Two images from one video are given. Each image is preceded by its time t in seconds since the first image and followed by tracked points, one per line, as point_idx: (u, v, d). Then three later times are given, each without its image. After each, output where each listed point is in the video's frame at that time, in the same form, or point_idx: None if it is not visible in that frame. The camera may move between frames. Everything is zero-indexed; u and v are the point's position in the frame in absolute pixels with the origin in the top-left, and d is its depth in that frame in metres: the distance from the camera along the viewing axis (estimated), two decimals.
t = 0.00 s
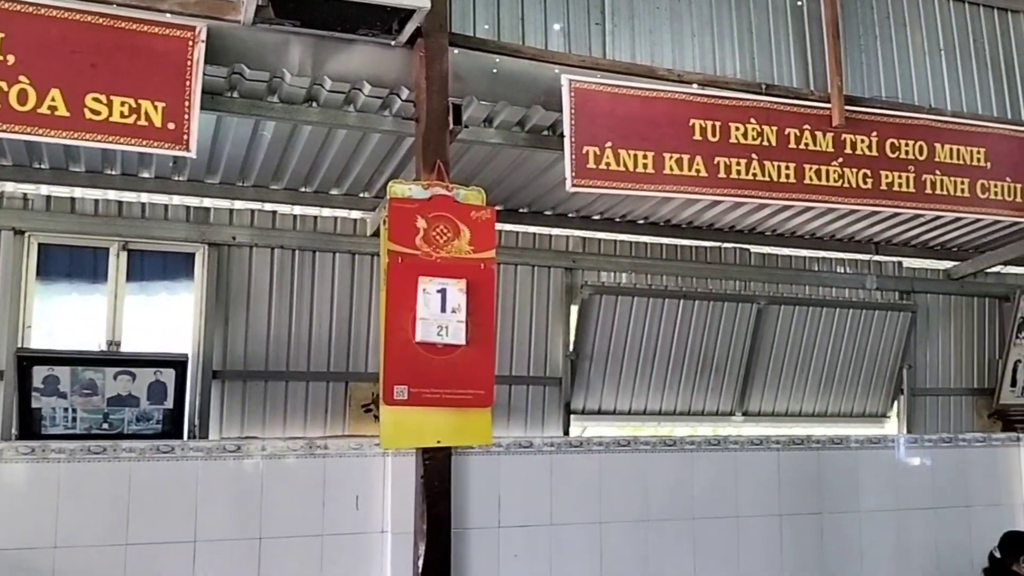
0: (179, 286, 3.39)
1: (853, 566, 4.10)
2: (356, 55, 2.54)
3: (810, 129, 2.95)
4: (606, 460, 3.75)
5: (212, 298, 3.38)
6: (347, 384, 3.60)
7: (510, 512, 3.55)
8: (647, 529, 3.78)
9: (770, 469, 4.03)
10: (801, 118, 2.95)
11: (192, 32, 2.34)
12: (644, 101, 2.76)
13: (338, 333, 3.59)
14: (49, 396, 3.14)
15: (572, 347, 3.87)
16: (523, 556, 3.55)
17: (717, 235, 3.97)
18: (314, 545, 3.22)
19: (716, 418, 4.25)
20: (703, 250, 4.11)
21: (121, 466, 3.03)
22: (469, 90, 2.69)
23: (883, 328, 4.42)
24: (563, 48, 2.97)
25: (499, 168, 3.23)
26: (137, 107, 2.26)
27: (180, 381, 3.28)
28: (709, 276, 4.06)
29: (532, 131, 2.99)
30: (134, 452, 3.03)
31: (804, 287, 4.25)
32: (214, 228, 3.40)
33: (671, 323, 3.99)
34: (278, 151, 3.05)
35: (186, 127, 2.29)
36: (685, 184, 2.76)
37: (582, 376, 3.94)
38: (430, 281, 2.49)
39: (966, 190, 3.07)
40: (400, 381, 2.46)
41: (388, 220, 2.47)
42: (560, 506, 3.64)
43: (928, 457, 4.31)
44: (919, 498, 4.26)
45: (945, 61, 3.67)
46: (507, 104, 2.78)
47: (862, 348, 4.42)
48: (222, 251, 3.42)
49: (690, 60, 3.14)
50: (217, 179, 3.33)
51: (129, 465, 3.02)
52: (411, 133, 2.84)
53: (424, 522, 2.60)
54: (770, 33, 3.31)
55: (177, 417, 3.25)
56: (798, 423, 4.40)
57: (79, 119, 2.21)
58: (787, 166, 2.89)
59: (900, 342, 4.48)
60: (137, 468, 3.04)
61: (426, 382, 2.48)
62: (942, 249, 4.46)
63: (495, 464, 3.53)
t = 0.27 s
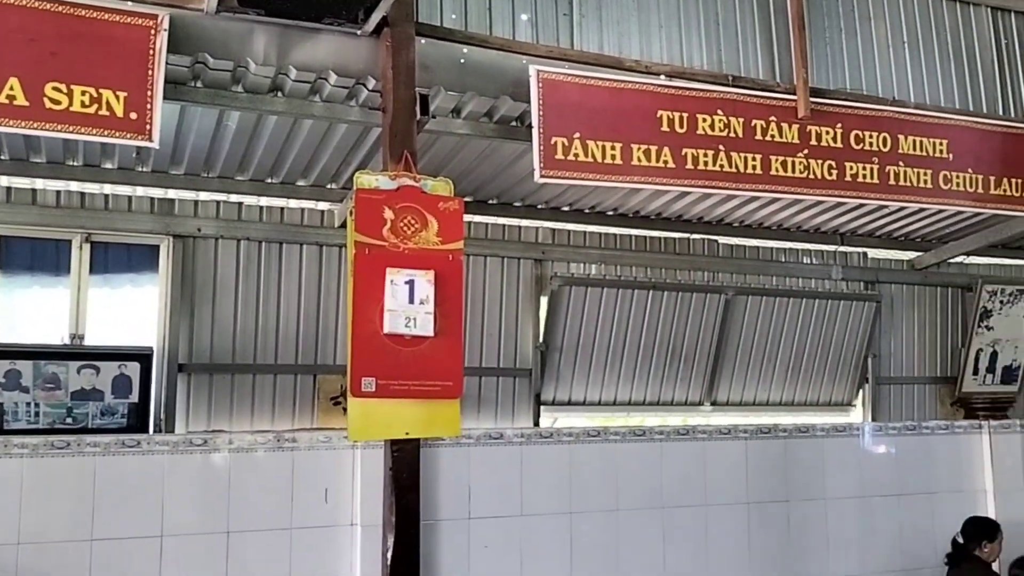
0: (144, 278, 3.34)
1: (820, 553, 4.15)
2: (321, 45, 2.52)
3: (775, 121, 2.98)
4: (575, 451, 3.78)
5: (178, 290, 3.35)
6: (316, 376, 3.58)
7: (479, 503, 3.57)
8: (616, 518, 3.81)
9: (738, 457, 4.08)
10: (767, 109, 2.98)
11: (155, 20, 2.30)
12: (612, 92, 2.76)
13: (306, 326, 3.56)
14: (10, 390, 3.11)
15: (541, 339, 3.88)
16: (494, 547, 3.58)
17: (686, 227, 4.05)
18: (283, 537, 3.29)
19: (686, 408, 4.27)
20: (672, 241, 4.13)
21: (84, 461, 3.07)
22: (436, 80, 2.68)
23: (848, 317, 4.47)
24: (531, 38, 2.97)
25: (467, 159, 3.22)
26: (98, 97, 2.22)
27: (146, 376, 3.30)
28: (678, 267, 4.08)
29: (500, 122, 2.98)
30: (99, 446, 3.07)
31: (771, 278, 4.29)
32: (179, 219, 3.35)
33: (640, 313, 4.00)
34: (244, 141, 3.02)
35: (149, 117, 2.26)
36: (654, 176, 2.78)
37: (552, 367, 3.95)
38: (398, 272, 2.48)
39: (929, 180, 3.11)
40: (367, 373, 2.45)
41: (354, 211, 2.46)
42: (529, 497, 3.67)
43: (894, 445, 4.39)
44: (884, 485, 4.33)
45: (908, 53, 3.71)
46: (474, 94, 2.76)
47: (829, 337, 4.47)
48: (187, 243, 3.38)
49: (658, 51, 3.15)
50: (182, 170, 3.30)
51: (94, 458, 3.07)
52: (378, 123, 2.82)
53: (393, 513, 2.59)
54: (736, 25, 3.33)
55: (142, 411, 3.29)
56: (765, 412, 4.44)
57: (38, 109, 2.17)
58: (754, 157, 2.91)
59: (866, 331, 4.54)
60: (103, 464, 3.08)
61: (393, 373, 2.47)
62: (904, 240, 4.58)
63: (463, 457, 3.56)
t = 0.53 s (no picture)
0: (126, 265, 3.32)
1: (805, 537, 4.18)
2: (304, 29, 2.50)
3: (760, 106, 2.98)
4: (561, 436, 3.80)
5: (162, 278, 3.32)
6: (301, 363, 3.57)
7: (466, 489, 3.58)
8: (603, 503, 3.82)
9: (724, 442, 4.10)
10: (752, 94, 2.98)
11: (134, 4, 2.27)
12: (597, 76, 2.75)
13: (291, 313, 3.55)
14: None
15: (527, 325, 3.88)
16: (481, 533, 3.59)
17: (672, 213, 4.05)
18: (270, 524, 3.29)
19: (671, 393, 4.28)
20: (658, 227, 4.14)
21: (68, 450, 3.05)
22: (420, 65, 2.66)
23: (833, 302, 4.49)
24: (515, 23, 2.96)
25: (452, 145, 3.21)
26: (77, 81, 2.19)
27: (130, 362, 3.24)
28: (663, 253, 4.08)
29: (484, 107, 2.97)
30: (83, 435, 3.05)
31: (756, 263, 4.31)
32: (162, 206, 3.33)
33: (626, 300, 4.01)
34: (227, 127, 2.99)
35: (129, 102, 2.23)
36: (639, 160, 2.77)
37: (538, 353, 3.95)
38: (382, 258, 2.47)
39: (912, 165, 3.12)
40: (353, 358, 2.44)
41: (338, 196, 2.44)
42: (516, 483, 3.68)
43: (878, 429, 4.43)
44: (868, 469, 4.36)
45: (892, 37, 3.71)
46: (458, 80, 2.75)
47: (814, 323, 4.49)
48: (170, 230, 3.35)
49: (643, 35, 3.14)
50: (163, 156, 3.27)
51: (79, 448, 3.05)
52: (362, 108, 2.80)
53: (379, 499, 2.58)
54: (722, 9, 3.33)
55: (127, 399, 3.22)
56: (750, 397, 4.46)
57: (17, 94, 2.14)
58: (739, 142, 2.91)
59: (850, 316, 4.56)
60: (87, 453, 3.06)
61: (379, 359, 2.47)
62: (888, 225, 4.61)
63: (450, 444, 3.57)
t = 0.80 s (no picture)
0: (131, 252, 3.32)
1: (811, 521, 4.18)
2: (306, 13, 2.49)
3: (766, 88, 2.96)
4: (566, 421, 3.80)
5: (166, 264, 3.32)
6: (307, 349, 3.57)
7: (471, 474, 3.59)
8: (608, 488, 3.83)
9: (729, 427, 4.10)
10: (758, 76, 2.95)
11: None
12: (601, 59, 2.73)
13: (296, 299, 3.55)
14: None
15: (532, 310, 3.88)
16: (486, 518, 3.60)
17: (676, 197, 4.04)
18: (276, 509, 3.31)
19: (677, 378, 4.28)
20: (663, 211, 4.12)
21: (75, 436, 3.07)
22: (423, 48, 2.65)
23: (839, 286, 4.48)
24: (519, 5, 2.94)
25: (456, 129, 3.19)
26: (80, 66, 2.19)
27: (135, 349, 3.27)
28: (669, 237, 4.07)
29: (489, 90, 2.95)
30: (90, 420, 3.07)
31: (762, 248, 4.29)
32: (167, 192, 3.33)
33: (631, 285, 4.00)
34: (231, 112, 2.98)
35: (133, 86, 2.23)
36: (643, 144, 2.76)
37: (543, 338, 3.94)
38: (386, 243, 2.46)
39: (919, 147, 3.10)
40: (358, 343, 2.44)
41: (342, 180, 2.43)
42: (522, 468, 3.68)
43: (883, 414, 4.42)
44: (874, 453, 4.36)
45: (900, 18, 3.68)
46: (462, 63, 2.74)
47: (819, 307, 4.48)
48: (175, 216, 3.35)
49: (648, 17, 3.12)
50: (167, 142, 3.25)
51: (85, 434, 3.06)
52: (365, 92, 2.79)
53: (385, 484, 2.58)
54: None
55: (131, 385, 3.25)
56: (757, 381, 4.45)
57: (20, 79, 2.14)
58: (744, 125, 2.90)
59: (856, 300, 4.55)
60: (93, 439, 3.07)
61: (384, 344, 2.46)
62: (896, 209, 4.58)
63: (455, 429, 3.58)
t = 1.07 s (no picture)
0: (149, 241, 3.34)
1: (830, 508, 4.16)
2: None
3: (784, 70, 2.92)
4: (583, 408, 3.80)
5: (185, 253, 3.34)
6: (324, 337, 3.59)
7: (488, 461, 3.60)
8: (626, 475, 3.83)
9: (747, 413, 4.08)
10: (776, 58, 2.92)
11: None
12: (617, 42, 2.72)
13: (313, 287, 3.56)
14: (19, 352, 3.09)
15: (548, 297, 3.86)
16: (504, 504, 3.61)
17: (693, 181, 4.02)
18: (295, 495, 3.34)
19: (694, 364, 4.27)
20: (680, 197, 4.10)
21: (97, 423, 3.10)
22: (437, 33, 2.64)
23: (859, 272, 4.43)
24: None
25: (472, 115, 3.19)
26: (97, 53, 2.20)
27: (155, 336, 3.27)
28: (686, 223, 4.05)
29: (503, 75, 2.93)
30: (111, 408, 3.09)
31: (780, 233, 4.26)
32: (184, 180, 3.33)
33: (648, 272, 3.98)
34: (247, 99, 2.99)
35: (149, 73, 2.23)
36: (660, 127, 2.74)
37: (559, 325, 3.93)
38: (402, 228, 2.46)
39: (940, 129, 3.06)
40: (375, 329, 2.44)
41: (357, 166, 2.43)
42: (539, 454, 3.69)
43: (903, 400, 4.39)
44: (894, 439, 4.33)
45: None
46: (477, 48, 2.72)
47: (838, 292, 4.44)
48: (193, 205, 3.37)
49: None
50: (184, 131, 3.26)
51: (106, 422, 3.08)
52: (381, 78, 2.78)
53: (403, 469, 2.59)
54: None
55: (152, 372, 3.24)
56: (775, 367, 4.43)
57: (38, 67, 2.15)
58: (762, 107, 2.87)
59: (876, 286, 4.51)
60: (113, 426, 3.10)
61: (400, 330, 2.47)
62: (916, 193, 4.54)
63: (472, 416, 3.58)
